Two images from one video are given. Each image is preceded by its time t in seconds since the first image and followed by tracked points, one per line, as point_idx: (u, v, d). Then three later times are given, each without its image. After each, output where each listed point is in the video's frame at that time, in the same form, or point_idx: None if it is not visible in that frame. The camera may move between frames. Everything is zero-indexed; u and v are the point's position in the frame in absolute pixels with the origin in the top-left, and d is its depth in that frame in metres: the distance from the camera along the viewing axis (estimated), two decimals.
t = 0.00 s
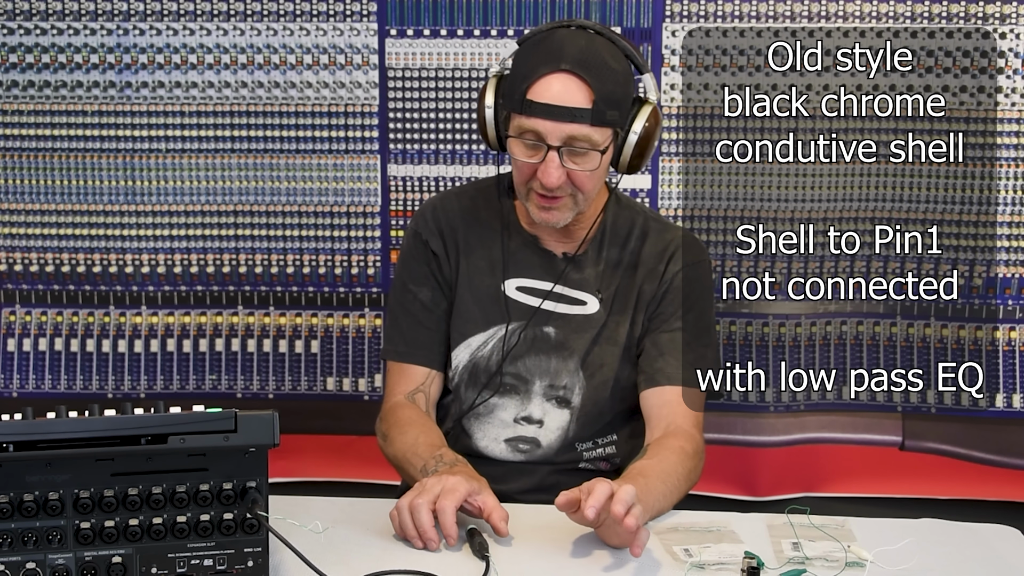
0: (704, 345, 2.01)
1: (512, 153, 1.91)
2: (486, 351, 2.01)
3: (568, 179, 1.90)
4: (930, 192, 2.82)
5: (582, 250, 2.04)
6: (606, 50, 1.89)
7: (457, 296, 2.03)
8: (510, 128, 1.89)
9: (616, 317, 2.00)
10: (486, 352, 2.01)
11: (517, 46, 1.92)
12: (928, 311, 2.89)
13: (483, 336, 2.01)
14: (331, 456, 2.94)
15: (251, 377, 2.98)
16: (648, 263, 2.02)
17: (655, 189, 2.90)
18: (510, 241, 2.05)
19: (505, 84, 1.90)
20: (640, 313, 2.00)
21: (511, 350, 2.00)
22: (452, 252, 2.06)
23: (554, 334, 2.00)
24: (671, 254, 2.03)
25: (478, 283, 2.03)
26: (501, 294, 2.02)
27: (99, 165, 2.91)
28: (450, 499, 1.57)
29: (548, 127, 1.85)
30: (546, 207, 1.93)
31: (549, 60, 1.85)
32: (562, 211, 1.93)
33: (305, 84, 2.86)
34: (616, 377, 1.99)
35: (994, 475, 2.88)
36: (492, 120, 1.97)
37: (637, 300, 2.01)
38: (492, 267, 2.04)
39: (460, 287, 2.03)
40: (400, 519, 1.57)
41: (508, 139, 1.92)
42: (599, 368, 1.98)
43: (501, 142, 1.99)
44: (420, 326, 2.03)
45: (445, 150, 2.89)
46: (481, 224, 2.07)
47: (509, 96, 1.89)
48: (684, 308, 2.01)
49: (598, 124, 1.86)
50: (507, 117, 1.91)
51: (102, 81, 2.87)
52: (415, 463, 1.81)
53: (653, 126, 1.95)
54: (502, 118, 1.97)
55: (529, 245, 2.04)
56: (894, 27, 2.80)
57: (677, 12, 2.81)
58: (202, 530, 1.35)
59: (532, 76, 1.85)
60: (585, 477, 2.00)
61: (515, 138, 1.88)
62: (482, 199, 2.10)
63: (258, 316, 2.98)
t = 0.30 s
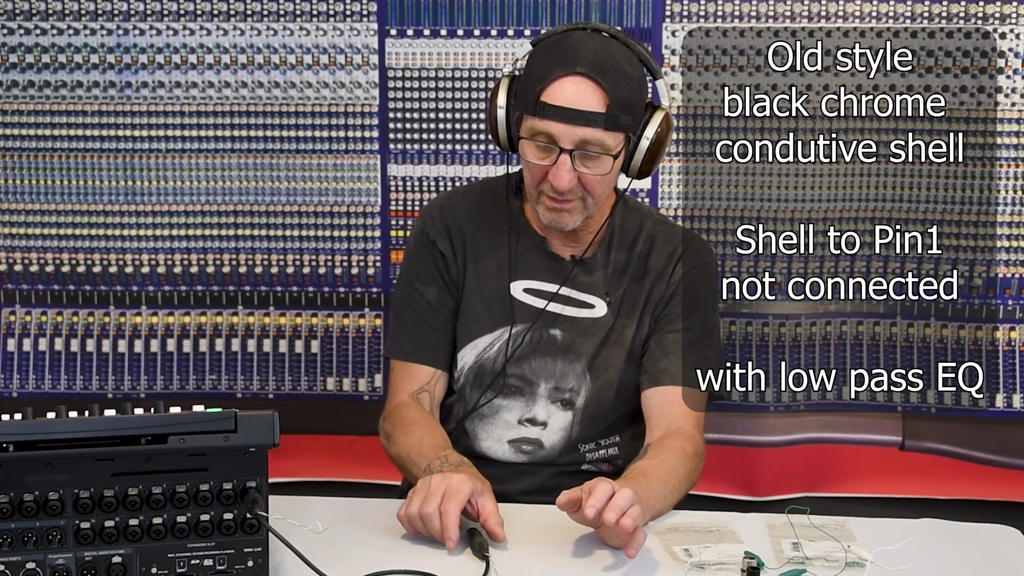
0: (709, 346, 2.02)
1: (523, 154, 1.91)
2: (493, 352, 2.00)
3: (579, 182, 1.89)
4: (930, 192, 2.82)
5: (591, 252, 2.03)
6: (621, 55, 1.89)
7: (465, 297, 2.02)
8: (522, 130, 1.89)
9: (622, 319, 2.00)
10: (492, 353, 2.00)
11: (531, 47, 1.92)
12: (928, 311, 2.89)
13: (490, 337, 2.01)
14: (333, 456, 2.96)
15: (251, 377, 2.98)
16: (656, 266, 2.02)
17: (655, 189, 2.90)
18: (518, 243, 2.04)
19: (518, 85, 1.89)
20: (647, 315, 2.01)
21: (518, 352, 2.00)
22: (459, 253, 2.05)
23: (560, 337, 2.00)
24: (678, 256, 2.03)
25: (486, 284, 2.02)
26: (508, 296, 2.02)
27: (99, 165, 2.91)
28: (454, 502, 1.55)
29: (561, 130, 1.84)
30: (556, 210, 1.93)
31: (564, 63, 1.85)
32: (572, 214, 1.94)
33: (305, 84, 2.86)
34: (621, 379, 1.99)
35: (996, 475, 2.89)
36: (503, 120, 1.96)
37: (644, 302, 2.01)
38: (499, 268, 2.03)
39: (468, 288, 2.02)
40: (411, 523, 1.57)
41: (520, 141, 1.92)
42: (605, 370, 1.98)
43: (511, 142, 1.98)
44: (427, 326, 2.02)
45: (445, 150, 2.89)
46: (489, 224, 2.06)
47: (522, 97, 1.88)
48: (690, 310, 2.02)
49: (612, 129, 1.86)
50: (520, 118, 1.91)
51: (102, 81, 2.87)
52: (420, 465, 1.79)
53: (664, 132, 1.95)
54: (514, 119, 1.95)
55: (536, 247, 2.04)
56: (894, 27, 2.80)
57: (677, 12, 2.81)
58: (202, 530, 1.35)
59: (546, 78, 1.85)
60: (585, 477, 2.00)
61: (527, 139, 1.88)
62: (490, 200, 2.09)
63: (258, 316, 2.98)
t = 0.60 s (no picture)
0: (709, 347, 2.02)
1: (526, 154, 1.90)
2: (495, 354, 2.00)
3: (582, 182, 1.89)
4: (930, 192, 2.82)
5: (592, 253, 2.03)
6: (625, 55, 1.89)
7: (467, 299, 2.02)
8: (526, 129, 1.89)
9: (623, 320, 2.00)
10: (494, 355, 2.00)
11: (535, 48, 1.92)
12: (928, 311, 2.89)
13: (492, 339, 2.01)
14: (333, 456, 2.96)
15: (251, 377, 2.98)
16: (657, 267, 2.02)
17: (655, 189, 2.90)
18: (519, 244, 2.04)
19: (521, 85, 1.89)
20: (648, 316, 2.01)
21: (520, 353, 2.00)
22: (461, 254, 2.05)
23: (561, 338, 2.00)
24: (679, 257, 2.03)
25: (487, 285, 2.03)
26: (510, 297, 2.02)
27: (99, 165, 2.91)
28: (455, 506, 1.55)
29: (565, 130, 1.84)
30: (558, 211, 1.93)
31: (567, 63, 1.85)
32: (575, 215, 1.94)
33: (305, 84, 2.86)
34: (622, 380, 1.99)
35: (996, 475, 2.89)
36: (505, 120, 1.96)
37: (645, 303, 2.01)
38: (501, 270, 2.03)
39: (470, 290, 2.02)
40: (414, 530, 1.57)
41: (523, 142, 1.92)
42: (605, 371, 1.98)
43: (514, 143, 1.98)
44: (429, 327, 2.02)
45: (445, 150, 2.89)
46: (490, 226, 2.06)
47: (525, 97, 1.88)
48: (690, 311, 2.02)
49: (615, 129, 1.86)
50: (523, 117, 1.91)
51: (102, 81, 2.87)
52: (422, 469, 1.79)
53: (666, 133, 1.95)
54: (517, 119, 1.95)
55: (538, 248, 2.04)
56: (894, 27, 2.80)
57: (677, 12, 2.81)
58: (202, 530, 1.35)
59: (550, 78, 1.85)
60: (585, 477, 2.00)
61: (530, 139, 1.88)
62: (492, 202, 2.09)
63: (258, 316, 2.98)
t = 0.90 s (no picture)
0: (709, 347, 2.02)
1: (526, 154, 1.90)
2: (495, 354, 2.00)
3: (581, 182, 1.89)
4: (930, 192, 2.83)
5: (591, 253, 2.03)
6: (624, 55, 1.89)
7: (467, 299, 2.02)
8: (526, 129, 1.89)
9: (622, 320, 2.00)
10: (494, 355, 2.00)
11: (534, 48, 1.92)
12: (928, 311, 2.89)
13: (492, 340, 2.01)
14: (333, 455, 2.96)
15: (251, 377, 2.98)
16: (656, 267, 2.02)
17: (655, 190, 2.90)
18: (519, 244, 2.04)
19: (521, 85, 1.90)
20: (647, 316, 2.01)
21: (520, 354, 2.00)
22: (461, 255, 2.05)
23: (561, 339, 2.00)
24: (678, 257, 2.03)
25: (487, 286, 2.02)
26: (510, 298, 2.02)
27: (98, 165, 2.91)
28: (455, 505, 1.55)
29: (564, 129, 1.84)
30: (558, 211, 1.93)
31: (567, 62, 1.85)
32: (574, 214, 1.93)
33: (305, 84, 2.86)
34: (622, 380, 1.99)
35: (996, 475, 2.89)
36: (505, 120, 1.96)
37: (644, 303, 2.01)
38: (501, 270, 2.03)
39: (470, 290, 2.02)
40: (416, 531, 1.57)
41: (523, 142, 1.92)
42: (605, 371, 1.98)
43: (513, 143, 1.98)
44: (430, 327, 2.02)
45: (445, 150, 2.89)
46: (490, 226, 2.06)
47: (525, 96, 1.88)
48: (690, 311, 2.02)
49: (614, 128, 1.86)
50: (523, 117, 1.91)
51: (102, 81, 2.87)
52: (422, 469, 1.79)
53: (666, 132, 1.95)
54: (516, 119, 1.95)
55: (538, 249, 2.04)
56: (894, 27, 2.80)
57: (677, 12, 2.81)
58: (202, 530, 1.35)
59: (549, 77, 1.85)
60: (585, 477, 2.00)
61: (530, 139, 1.88)
62: (491, 202, 2.09)
63: (258, 316, 2.98)
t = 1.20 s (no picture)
0: (709, 346, 2.02)
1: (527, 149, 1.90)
2: (495, 354, 2.00)
3: (581, 177, 1.89)
4: (930, 192, 2.83)
5: (591, 254, 2.03)
6: (625, 51, 1.89)
7: (466, 299, 2.02)
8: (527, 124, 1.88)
9: (622, 320, 2.00)
10: (495, 356, 2.00)
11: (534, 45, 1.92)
12: (928, 311, 2.89)
13: (492, 340, 2.01)
14: (333, 455, 2.96)
15: (251, 377, 2.98)
16: (656, 267, 2.02)
17: (655, 190, 2.90)
18: (519, 245, 2.04)
19: (521, 81, 1.90)
20: (647, 316, 2.01)
21: (520, 354, 2.00)
22: (461, 255, 2.05)
23: (561, 339, 1.99)
24: (678, 257, 2.03)
25: (487, 286, 2.02)
26: (510, 298, 2.01)
27: (98, 165, 2.91)
28: (455, 506, 1.55)
29: (566, 123, 1.84)
30: (559, 207, 1.92)
31: (568, 58, 1.85)
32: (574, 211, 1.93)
33: (305, 84, 2.86)
34: (622, 380, 1.99)
35: (996, 475, 2.89)
36: (505, 118, 1.96)
37: (644, 303, 2.01)
38: (501, 270, 2.03)
39: (470, 291, 2.02)
40: (416, 532, 1.57)
41: (523, 138, 1.92)
42: (605, 371, 1.98)
43: (513, 142, 1.98)
44: (430, 327, 2.02)
45: (445, 150, 2.89)
46: (490, 226, 2.06)
47: (526, 92, 1.88)
48: (689, 311, 2.02)
49: (615, 123, 1.86)
50: (523, 114, 1.91)
51: (102, 81, 2.87)
52: (422, 470, 1.79)
53: (666, 131, 1.94)
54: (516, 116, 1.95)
55: (538, 249, 2.04)
56: (894, 27, 2.80)
57: (677, 12, 2.81)
58: (202, 531, 1.35)
59: (551, 72, 1.85)
60: (585, 477, 2.00)
61: (531, 134, 1.88)
62: (491, 202, 2.09)
63: (258, 316, 2.98)
